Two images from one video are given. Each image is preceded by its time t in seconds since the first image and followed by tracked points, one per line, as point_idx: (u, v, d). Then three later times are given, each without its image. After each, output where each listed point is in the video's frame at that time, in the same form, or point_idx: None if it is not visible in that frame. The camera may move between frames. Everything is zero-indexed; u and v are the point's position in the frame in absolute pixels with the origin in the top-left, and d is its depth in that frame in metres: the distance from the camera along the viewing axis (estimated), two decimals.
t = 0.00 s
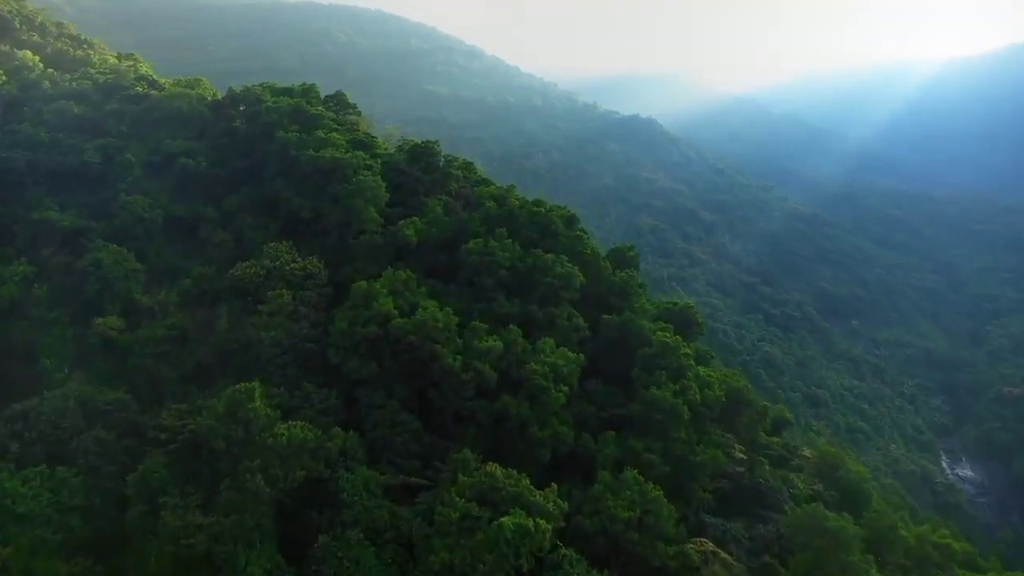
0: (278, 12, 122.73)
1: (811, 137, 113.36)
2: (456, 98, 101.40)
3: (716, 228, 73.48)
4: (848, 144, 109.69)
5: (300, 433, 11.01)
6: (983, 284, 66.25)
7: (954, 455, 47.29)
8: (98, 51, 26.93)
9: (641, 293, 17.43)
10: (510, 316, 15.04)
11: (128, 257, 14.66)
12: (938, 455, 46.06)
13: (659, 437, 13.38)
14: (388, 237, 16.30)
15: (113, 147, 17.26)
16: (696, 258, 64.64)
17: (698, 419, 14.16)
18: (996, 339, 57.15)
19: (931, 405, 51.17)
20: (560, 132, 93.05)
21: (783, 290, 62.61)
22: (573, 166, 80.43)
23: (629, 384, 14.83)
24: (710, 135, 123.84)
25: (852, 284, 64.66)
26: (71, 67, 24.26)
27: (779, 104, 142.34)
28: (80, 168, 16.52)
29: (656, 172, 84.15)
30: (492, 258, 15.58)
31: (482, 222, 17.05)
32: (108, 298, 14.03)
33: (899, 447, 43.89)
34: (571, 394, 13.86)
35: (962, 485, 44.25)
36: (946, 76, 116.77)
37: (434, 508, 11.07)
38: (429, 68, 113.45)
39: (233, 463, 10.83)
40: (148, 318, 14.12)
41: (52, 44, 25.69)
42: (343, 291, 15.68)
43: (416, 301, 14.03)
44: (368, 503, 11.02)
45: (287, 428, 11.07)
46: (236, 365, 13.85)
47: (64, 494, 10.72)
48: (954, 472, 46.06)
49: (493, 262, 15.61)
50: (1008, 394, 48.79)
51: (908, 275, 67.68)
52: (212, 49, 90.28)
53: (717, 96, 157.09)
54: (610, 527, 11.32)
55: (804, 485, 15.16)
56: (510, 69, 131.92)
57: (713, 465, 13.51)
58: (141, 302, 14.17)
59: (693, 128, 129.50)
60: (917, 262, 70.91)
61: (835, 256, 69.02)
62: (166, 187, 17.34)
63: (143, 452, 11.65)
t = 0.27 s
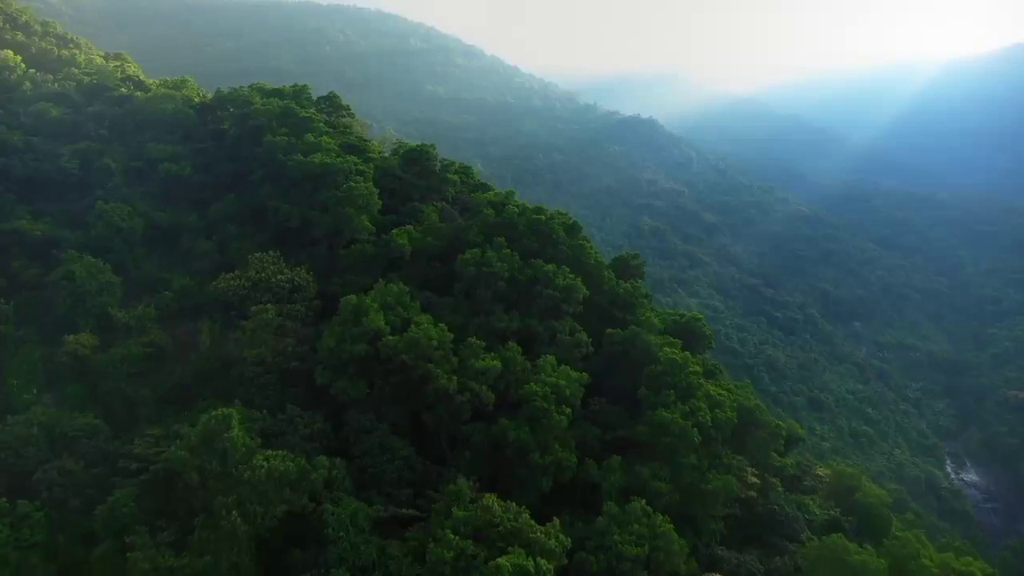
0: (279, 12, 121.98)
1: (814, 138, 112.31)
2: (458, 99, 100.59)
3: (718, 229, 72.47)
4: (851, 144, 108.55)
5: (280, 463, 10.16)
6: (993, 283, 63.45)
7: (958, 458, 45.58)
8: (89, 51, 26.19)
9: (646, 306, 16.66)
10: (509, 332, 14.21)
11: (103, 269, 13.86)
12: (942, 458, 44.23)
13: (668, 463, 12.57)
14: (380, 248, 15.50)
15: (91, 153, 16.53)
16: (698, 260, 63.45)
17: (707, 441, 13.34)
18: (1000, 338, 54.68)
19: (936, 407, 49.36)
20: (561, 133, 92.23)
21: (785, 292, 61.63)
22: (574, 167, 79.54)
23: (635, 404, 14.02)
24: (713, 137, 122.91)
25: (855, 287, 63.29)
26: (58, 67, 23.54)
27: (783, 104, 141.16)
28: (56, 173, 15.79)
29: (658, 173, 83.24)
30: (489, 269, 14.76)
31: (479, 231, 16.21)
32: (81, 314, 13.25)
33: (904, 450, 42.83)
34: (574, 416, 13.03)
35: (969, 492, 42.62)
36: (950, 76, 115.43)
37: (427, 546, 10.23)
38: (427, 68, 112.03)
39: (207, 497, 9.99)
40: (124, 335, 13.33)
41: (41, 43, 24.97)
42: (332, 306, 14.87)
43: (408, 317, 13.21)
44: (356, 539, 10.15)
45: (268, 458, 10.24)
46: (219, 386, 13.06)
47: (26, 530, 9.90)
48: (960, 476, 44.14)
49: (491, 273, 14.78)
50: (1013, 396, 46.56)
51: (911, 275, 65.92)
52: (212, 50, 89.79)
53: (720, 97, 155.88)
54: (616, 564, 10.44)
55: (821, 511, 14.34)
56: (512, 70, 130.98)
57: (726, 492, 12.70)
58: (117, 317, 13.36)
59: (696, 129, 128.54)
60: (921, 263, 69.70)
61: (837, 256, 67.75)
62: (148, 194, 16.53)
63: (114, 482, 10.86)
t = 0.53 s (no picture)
0: (277, 12, 121.13)
1: (813, 138, 111.32)
2: (456, 100, 99.67)
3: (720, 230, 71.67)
4: (851, 144, 107.59)
5: (264, 493, 9.47)
6: (995, 286, 62.91)
7: (962, 463, 44.65)
8: (78, 51, 25.49)
9: (651, 318, 16.04)
10: (508, 346, 13.53)
11: (79, 281, 13.17)
12: (945, 464, 43.50)
13: (676, 487, 11.87)
14: (373, 257, 14.82)
15: (72, 158, 15.89)
16: (698, 261, 62.85)
17: (718, 463, 12.66)
18: (1004, 339, 54.01)
19: (939, 411, 48.61)
20: (560, 133, 91.35)
21: (786, 294, 60.84)
22: (574, 168, 78.72)
23: (641, 423, 13.33)
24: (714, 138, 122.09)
25: (856, 288, 62.65)
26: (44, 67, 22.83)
27: (783, 104, 140.19)
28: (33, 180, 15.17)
29: (658, 174, 82.49)
30: (487, 280, 14.08)
31: (478, 238, 15.53)
32: (55, 328, 12.60)
33: (907, 456, 42.11)
34: (576, 436, 12.34)
35: (972, 496, 41.51)
36: (950, 76, 114.58)
37: None
38: (428, 68, 111.50)
39: (182, 530, 9.30)
40: (102, 350, 12.68)
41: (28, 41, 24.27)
42: (322, 319, 14.18)
43: (402, 331, 12.52)
44: None
45: (250, 486, 9.55)
46: (202, 405, 12.38)
47: None
48: (963, 480, 43.13)
49: (489, 284, 14.09)
50: (1016, 398, 45.91)
51: (915, 277, 65.28)
52: (209, 49, 88.78)
53: (721, 96, 154.94)
54: None
55: (836, 535, 13.66)
56: (512, 70, 130.12)
57: (737, 517, 12.03)
58: (93, 332, 12.69)
59: (696, 130, 127.75)
60: (923, 264, 69.06)
61: (839, 258, 66.92)
62: (129, 200, 15.82)
63: (83, 512, 10.19)
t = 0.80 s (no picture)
0: (275, 11, 120.23)
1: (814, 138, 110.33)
2: (454, 100, 98.82)
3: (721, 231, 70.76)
4: (852, 143, 106.63)
5: (241, 530, 8.77)
6: (997, 287, 62.03)
7: (966, 467, 43.69)
8: (63, 49, 24.79)
9: (656, 330, 15.41)
10: (507, 362, 12.85)
11: (54, 294, 12.50)
12: (948, 468, 42.59)
13: (686, 516, 11.22)
14: (366, 268, 14.14)
15: (50, 164, 15.34)
16: (699, 262, 62.12)
17: (728, 487, 12.05)
18: (1008, 342, 53.21)
19: (942, 414, 47.80)
20: (560, 134, 90.51)
21: (788, 295, 60.06)
22: (574, 168, 77.85)
23: (647, 444, 12.67)
24: (714, 137, 121.18)
25: (858, 289, 61.87)
26: (27, 65, 22.15)
27: (785, 103, 139.16)
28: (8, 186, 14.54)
29: (659, 175, 81.75)
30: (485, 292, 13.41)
31: (475, 247, 14.85)
32: (27, 345, 11.94)
33: (911, 460, 41.38)
34: (579, 459, 11.65)
35: (977, 501, 40.61)
36: (950, 75, 113.60)
37: None
38: (427, 68, 110.62)
39: (152, 570, 8.61)
40: (76, 368, 12.01)
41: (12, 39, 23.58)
42: (311, 333, 13.49)
43: (395, 348, 11.82)
44: None
45: (226, 522, 8.85)
46: (182, 426, 11.71)
47: None
48: (968, 485, 42.22)
49: (488, 296, 13.41)
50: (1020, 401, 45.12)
51: (917, 279, 64.54)
52: (207, 49, 87.89)
53: (722, 96, 153.94)
54: None
55: (851, 561, 13.00)
56: (511, 70, 129.21)
57: (750, 547, 11.37)
58: (67, 349, 12.02)
59: (697, 130, 126.86)
60: (926, 265, 68.29)
61: (841, 259, 66.14)
62: (108, 208, 15.15)
63: (49, 545, 9.51)
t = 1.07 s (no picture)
0: (274, 11, 119.30)
1: (815, 137, 109.17)
2: (453, 100, 97.77)
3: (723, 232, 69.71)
4: (852, 143, 105.48)
5: None
6: (1001, 289, 60.95)
7: (971, 472, 42.65)
8: (46, 48, 23.94)
9: (665, 346, 14.63)
10: (505, 384, 12.03)
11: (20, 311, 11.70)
12: (953, 473, 41.72)
13: (699, 554, 10.47)
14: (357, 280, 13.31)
15: (19, 170, 14.48)
16: (702, 264, 61.22)
17: (743, 520, 11.29)
18: (1013, 343, 52.24)
19: (947, 418, 46.81)
20: (560, 134, 89.49)
21: (790, 297, 59.04)
22: (574, 168, 76.83)
23: (656, 472, 11.88)
24: (716, 138, 120.19)
25: (862, 290, 60.83)
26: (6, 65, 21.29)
27: (786, 103, 138.10)
28: None
29: (660, 176, 80.84)
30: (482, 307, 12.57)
31: (473, 258, 14.04)
32: None
33: (915, 465, 40.48)
34: (583, 491, 10.83)
35: (983, 506, 39.69)
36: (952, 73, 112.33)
37: None
38: (426, 69, 109.67)
39: None
40: (42, 391, 11.21)
41: None
42: (298, 350, 12.72)
43: (384, 370, 11.00)
44: None
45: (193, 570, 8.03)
46: (155, 453, 10.92)
47: None
48: (973, 490, 41.27)
49: (485, 312, 12.58)
50: None
51: (920, 280, 63.61)
52: (204, 49, 86.88)
53: (724, 96, 152.86)
54: None
55: None
56: (511, 70, 128.24)
57: None
58: (33, 370, 11.21)
59: (698, 130, 125.88)
60: (929, 266, 67.36)
61: (844, 261, 65.14)
62: (81, 216, 14.33)
63: None
